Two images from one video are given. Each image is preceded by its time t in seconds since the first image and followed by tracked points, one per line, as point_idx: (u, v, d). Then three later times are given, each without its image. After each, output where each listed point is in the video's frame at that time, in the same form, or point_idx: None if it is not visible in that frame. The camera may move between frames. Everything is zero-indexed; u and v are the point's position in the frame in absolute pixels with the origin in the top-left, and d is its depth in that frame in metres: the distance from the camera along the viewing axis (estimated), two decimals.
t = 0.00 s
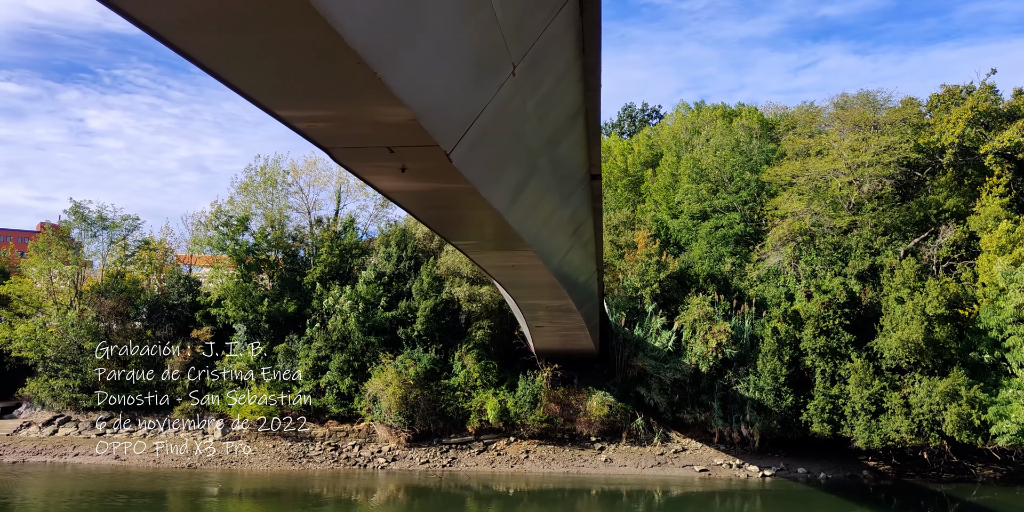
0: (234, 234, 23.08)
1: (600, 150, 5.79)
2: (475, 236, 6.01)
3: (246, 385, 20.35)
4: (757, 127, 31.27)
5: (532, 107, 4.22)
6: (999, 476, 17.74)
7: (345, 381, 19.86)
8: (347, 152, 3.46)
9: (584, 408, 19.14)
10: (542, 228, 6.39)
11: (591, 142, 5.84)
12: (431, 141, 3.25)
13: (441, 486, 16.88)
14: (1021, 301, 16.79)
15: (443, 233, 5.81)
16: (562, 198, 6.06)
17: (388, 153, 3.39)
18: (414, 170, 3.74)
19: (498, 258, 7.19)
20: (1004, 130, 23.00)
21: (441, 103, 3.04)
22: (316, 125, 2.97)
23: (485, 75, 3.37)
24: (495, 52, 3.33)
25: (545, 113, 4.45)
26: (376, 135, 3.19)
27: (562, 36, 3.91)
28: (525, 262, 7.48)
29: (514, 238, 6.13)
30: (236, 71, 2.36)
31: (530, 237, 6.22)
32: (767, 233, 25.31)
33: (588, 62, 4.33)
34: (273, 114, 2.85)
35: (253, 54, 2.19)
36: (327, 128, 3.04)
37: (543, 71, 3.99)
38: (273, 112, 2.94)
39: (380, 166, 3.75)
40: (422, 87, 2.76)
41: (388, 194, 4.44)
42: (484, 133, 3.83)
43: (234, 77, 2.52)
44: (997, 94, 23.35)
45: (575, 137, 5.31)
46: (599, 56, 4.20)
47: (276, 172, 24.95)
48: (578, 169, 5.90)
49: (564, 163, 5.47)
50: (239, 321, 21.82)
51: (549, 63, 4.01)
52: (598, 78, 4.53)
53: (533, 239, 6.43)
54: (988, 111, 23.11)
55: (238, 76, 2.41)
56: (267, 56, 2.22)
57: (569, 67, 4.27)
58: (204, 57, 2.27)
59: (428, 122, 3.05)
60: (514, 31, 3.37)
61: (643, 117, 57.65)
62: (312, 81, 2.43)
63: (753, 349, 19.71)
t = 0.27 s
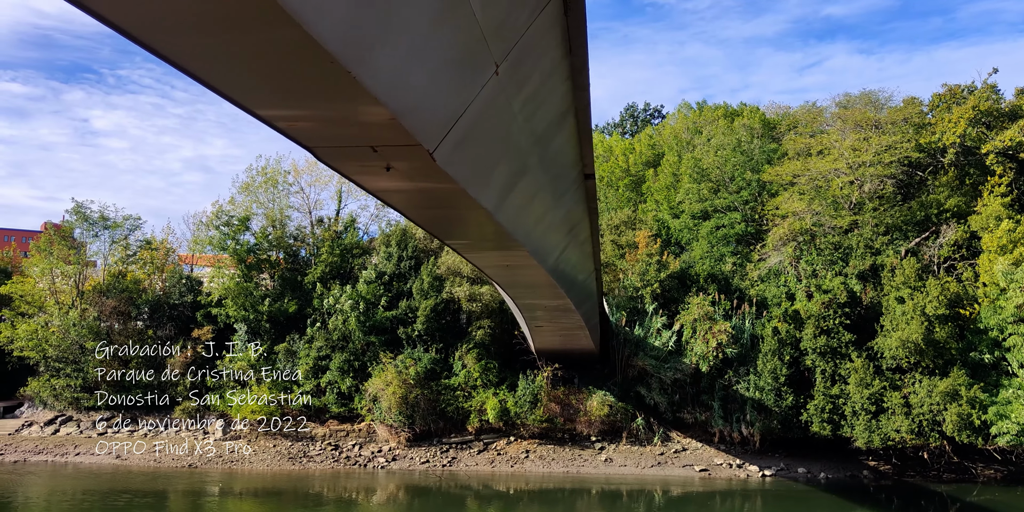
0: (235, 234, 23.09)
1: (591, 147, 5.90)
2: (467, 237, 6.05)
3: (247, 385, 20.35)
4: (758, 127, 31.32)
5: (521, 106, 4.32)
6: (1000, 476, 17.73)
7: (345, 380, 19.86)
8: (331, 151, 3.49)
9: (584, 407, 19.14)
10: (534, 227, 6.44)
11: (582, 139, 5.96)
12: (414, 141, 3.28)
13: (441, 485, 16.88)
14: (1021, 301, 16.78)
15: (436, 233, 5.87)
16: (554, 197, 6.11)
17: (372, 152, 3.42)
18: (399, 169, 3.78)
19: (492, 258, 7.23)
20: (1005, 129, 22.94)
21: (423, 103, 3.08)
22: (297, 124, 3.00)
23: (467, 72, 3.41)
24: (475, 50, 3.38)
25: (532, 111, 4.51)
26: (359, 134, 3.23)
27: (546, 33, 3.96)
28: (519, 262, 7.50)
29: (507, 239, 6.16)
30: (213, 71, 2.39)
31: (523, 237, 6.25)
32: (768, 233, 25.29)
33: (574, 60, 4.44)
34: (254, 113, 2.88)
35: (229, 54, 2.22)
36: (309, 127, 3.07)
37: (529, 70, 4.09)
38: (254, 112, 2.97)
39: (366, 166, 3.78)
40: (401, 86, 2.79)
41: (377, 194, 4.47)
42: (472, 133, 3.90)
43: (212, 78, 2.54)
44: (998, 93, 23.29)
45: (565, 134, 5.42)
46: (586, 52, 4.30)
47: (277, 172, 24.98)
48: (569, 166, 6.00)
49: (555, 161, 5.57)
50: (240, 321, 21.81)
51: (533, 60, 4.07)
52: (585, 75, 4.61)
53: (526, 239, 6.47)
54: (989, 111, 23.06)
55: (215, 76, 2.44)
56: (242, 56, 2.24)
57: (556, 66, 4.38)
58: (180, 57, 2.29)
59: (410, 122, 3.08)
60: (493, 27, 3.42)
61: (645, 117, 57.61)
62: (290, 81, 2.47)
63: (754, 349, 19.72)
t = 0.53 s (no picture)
0: (237, 233, 23.11)
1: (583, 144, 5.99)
2: (462, 236, 6.12)
3: (248, 384, 20.36)
4: (762, 127, 31.49)
5: (510, 105, 4.41)
6: (1001, 476, 17.70)
7: (346, 379, 19.87)
8: (316, 149, 3.62)
9: (585, 407, 19.16)
10: (530, 226, 6.51)
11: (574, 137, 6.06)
12: (395, 141, 3.41)
13: (443, 484, 16.88)
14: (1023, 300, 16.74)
15: (430, 233, 5.97)
16: (549, 195, 6.19)
17: (356, 149, 3.55)
18: (384, 167, 3.91)
19: (489, 257, 7.29)
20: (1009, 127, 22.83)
21: (403, 104, 3.20)
22: (280, 123, 3.14)
23: (451, 73, 3.49)
24: (459, 50, 3.45)
25: (521, 110, 4.60)
26: (341, 133, 3.35)
27: (532, 32, 4.05)
28: (516, 261, 7.58)
29: (502, 237, 6.24)
30: (190, 73, 2.54)
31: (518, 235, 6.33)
32: (770, 232, 25.24)
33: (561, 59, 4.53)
34: (237, 113, 3.03)
35: (204, 54, 2.36)
36: (291, 126, 3.21)
37: (517, 70, 4.18)
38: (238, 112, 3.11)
39: (352, 164, 3.90)
40: (377, 87, 2.93)
41: (369, 193, 4.56)
42: (458, 132, 4.00)
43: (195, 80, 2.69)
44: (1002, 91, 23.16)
45: (557, 133, 5.52)
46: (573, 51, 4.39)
47: (280, 172, 25.05)
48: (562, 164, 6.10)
49: (548, 159, 5.67)
50: (242, 320, 21.82)
51: (521, 60, 4.15)
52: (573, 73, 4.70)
53: (521, 237, 6.54)
54: (993, 109, 22.97)
55: (196, 77, 2.59)
56: (219, 55, 2.37)
57: (544, 65, 4.47)
58: (161, 59, 2.43)
59: (390, 122, 3.20)
60: (477, 27, 3.48)
61: (647, 116, 57.54)
62: (265, 80, 2.60)
63: (755, 348, 19.73)
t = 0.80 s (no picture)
0: (239, 233, 23.16)
1: (574, 141, 6.08)
2: (455, 235, 6.17)
3: (249, 384, 20.39)
4: (763, 125, 31.53)
5: (498, 104, 4.50)
6: (1003, 476, 17.68)
7: (347, 379, 19.90)
8: (301, 149, 3.69)
9: (586, 406, 19.16)
10: (523, 225, 6.57)
11: (565, 136, 6.13)
12: (377, 140, 3.47)
13: (443, 484, 16.88)
14: None
15: (425, 233, 6.03)
16: (540, 194, 6.25)
17: (339, 149, 3.61)
18: (369, 167, 3.97)
19: (485, 257, 7.35)
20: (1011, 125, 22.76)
21: (383, 104, 3.27)
22: (261, 124, 3.20)
23: (431, 73, 3.54)
24: (439, 50, 3.50)
25: (509, 110, 4.66)
26: (323, 134, 3.41)
27: (517, 33, 4.12)
28: (511, 261, 7.63)
29: (495, 237, 6.29)
30: (167, 73, 2.60)
31: (511, 234, 6.39)
32: (772, 232, 25.21)
33: (548, 58, 4.62)
34: (217, 113, 3.09)
35: (178, 55, 2.43)
36: (273, 126, 3.27)
37: (503, 69, 4.25)
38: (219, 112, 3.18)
39: (338, 164, 3.96)
40: (353, 87, 3.00)
41: (359, 192, 4.63)
42: (444, 131, 4.08)
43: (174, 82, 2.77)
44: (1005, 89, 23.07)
45: (547, 131, 5.60)
46: (560, 51, 4.47)
47: (281, 172, 25.17)
48: (554, 163, 6.18)
49: (540, 158, 5.75)
50: (243, 320, 21.86)
51: (506, 61, 4.21)
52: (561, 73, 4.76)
53: (515, 236, 6.60)
54: (995, 108, 22.88)
55: (172, 78, 2.66)
56: (192, 57, 2.44)
57: (531, 65, 4.53)
58: (138, 60, 2.51)
59: (370, 122, 3.26)
60: (458, 28, 3.52)
61: (649, 116, 57.53)
62: (240, 80, 2.67)
63: (756, 348, 19.72)
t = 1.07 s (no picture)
0: (240, 233, 23.21)
1: (565, 139, 6.11)
2: (447, 235, 6.21)
3: (250, 383, 20.43)
4: (764, 125, 31.58)
5: (485, 104, 4.54)
6: (1003, 476, 17.69)
7: (347, 379, 19.96)
8: (284, 149, 3.72)
9: (586, 406, 19.18)
10: (516, 224, 6.60)
11: (557, 135, 6.16)
12: (358, 140, 3.49)
13: (444, 484, 16.90)
14: None
15: (417, 232, 6.07)
16: (532, 192, 6.28)
17: (322, 149, 3.64)
18: (353, 167, 3.99)
19: (480, 256, 7.39)
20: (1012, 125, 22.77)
21: (362, 104, 3.29)
22: (241, 123, 3.23)
23: (413, 73, 3.56)
24: (419, 50, 3.51)
25: (495, 109, 4.69)
26: (304, 134, 3.44)
27: (502, 32, 4.14)
28: (507, 260, 7.67)
29: (488, 236, 6.33)
30: (141, 74, 2.63)
31: (504, 233, 6.42)
32: (772, 231, 25.24)
33: (533, 57, 4.65)
34: (197, 113, 3.12)
35: (150, 55, 2.45)
36: (253, 127, 3.30)
37: (488, 69, 4.27)
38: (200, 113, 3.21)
39: (323, 163, 3.99)
40: (331, 87, 3.02)
41: (347, 192, 4.66)
42: (429, 131, 4.11)
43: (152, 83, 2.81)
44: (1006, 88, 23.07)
45: (538, 130, 5.62)
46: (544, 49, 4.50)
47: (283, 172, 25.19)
48: (545, 162, 6.22)
49: (532, 157, 5.79)
50: (244, 319, 21.92)
51: (491, 60, 4.24)
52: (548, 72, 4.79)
53: (508, 234, 6.63)
54: (996, 107, 22.88)
55: (148, 78, 2.69)
56: (164, 58, 2.48)
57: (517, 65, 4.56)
58: (112, 63, 2.55)
59: (349, 122, 3.29)
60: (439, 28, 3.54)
61: (652, 115, 57.53)
62: (215, 80, 2.70)
63: (757, 347, 19.75)
